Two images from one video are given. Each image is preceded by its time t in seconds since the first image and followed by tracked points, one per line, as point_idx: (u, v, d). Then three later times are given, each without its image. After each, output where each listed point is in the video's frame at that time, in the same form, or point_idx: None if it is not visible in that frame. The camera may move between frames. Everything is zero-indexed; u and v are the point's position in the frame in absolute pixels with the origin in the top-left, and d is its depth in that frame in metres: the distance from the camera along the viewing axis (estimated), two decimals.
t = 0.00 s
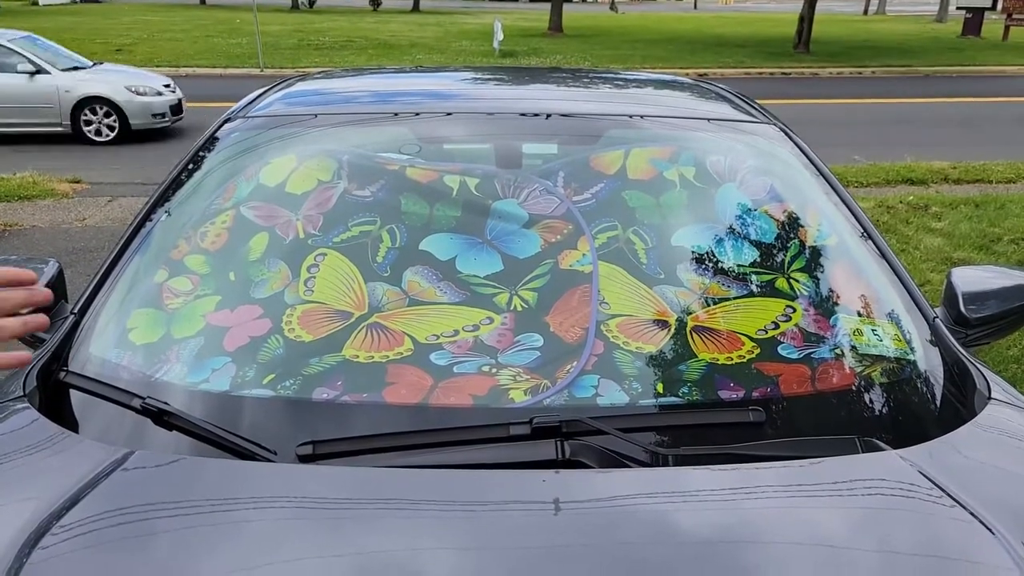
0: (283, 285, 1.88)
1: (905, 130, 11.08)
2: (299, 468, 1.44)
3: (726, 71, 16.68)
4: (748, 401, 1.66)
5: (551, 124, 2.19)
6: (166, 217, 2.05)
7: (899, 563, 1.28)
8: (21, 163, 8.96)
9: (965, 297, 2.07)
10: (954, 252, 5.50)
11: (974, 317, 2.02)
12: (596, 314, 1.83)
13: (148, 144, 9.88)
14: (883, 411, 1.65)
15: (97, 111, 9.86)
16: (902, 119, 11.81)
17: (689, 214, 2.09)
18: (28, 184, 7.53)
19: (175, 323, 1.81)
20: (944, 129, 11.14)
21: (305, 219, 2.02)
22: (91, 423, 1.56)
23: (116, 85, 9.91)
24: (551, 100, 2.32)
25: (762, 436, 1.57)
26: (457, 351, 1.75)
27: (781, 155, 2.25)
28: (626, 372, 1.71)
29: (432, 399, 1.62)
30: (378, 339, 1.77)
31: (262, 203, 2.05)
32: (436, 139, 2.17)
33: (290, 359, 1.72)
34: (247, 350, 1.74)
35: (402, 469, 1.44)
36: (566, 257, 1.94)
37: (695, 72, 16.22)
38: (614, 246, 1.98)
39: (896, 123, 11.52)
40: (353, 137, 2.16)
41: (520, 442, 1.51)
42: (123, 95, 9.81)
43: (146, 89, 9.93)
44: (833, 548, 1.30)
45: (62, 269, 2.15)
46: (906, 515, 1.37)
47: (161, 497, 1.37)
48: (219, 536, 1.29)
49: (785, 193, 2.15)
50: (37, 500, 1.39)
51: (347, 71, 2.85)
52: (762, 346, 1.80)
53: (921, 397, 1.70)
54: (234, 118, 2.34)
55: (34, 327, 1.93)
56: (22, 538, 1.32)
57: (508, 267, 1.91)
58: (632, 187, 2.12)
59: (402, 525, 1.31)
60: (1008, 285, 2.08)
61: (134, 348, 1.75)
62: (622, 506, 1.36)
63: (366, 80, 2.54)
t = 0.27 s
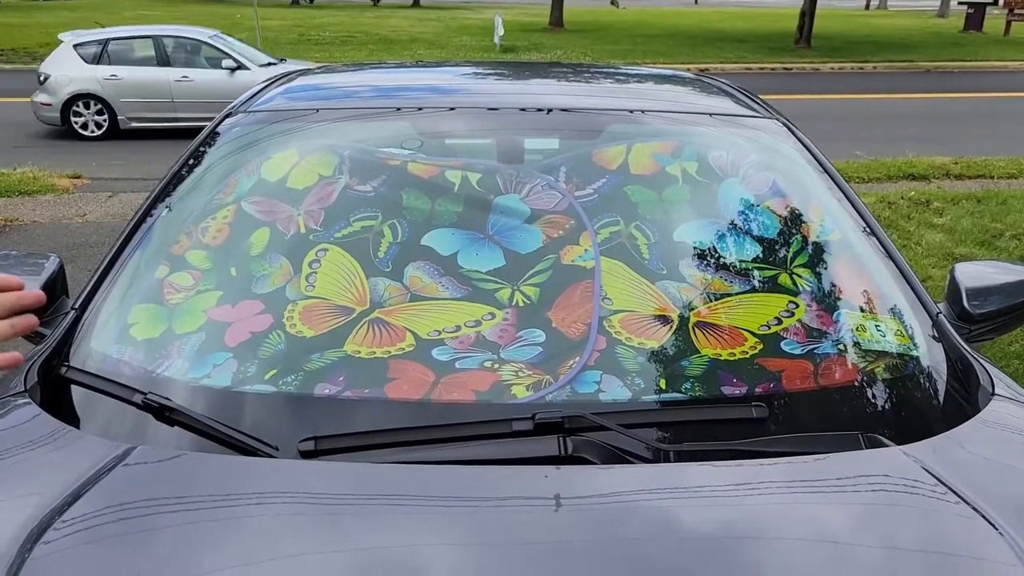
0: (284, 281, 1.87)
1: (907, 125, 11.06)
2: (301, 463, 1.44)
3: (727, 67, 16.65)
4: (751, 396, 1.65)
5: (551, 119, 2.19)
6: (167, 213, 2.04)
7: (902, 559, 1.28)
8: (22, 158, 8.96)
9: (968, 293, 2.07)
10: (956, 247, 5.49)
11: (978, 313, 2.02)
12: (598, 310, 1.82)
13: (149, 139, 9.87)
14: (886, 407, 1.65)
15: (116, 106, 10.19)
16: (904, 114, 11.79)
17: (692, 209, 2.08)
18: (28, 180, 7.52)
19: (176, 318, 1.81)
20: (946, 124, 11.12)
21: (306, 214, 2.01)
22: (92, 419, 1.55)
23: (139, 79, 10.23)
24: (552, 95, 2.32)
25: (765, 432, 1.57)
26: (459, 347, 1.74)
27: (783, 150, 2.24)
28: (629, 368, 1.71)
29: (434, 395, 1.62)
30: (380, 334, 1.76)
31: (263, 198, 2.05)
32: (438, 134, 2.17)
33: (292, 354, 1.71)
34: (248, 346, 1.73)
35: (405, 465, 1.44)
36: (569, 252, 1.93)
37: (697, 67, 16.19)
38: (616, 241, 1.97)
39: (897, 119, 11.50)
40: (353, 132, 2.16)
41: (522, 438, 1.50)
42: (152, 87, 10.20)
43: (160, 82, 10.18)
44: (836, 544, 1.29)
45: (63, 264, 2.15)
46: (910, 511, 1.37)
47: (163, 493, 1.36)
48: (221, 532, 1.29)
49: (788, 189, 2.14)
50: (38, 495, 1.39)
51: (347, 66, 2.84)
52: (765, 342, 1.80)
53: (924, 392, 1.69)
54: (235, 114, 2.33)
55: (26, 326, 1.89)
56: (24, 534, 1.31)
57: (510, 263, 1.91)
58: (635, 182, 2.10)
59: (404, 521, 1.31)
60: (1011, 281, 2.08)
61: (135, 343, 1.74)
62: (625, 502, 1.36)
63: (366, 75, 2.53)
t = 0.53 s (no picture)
0: (283, 272, 1.86)
1: (908, 117, 11.04)
2: (302, 455, 1.43)
3: (728, 59, 16.61)
4: (753, 388, 1.65)
5: (550, 110, 2.18)
6: (166, 204, 2.03)
7: (904, 551, 1.27)
8: (21, 150, 8.94)
9: (971, 284, 2.06)
10: (957, 239, 5.48)
11: (980, 304, 2.02)
12: (600, 301, 1.81)
13: (148, 131, 9.85)
14: (889, 398, 1.64)
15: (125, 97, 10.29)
16: (905, 106, 11.76)
17: (694, 200, 2.06)
18: (27, 171, 7.51)
19: (175, 310, 1.80)
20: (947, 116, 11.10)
21: (306, 205, 2.00)
22: (91, 411, 1.55)
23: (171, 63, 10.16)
24: (553, 85, 2.30)
25: (767, 424, 1.56)
26: (460, 338, 1.73)
27: (785, 142, 2.23)
28: (631, 359, 1.70)
29: (435, 386, 1.61)
30: (380, 326, 1.75)
31: (262, 189, 2.03)
32: (437, 124, 2.16)
33: (292, 345, 1.70)
34: (248, 337, 1.72)
35: (406, 457, 1.43)
36: (570, 243, 1.92)
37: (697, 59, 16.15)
38: (618, 233, 1.96)
39: (898, 111, 11.48)
40: (353, 123, 2.14)
41: (524, 430, 1.50)
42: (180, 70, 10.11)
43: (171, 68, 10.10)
44: (838, 536, 1.29)
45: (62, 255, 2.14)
46: (914, 504, 1.36)
47: (163, 485, 1.36)
48: (221, 524, 1.28)
49: (790, 180, 2.13)
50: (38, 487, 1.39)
51: (346, 57, 2.82)
52: (767, 333, 1.79)
53: (926, 383, 1.69)
54: (234, 104, 2.32)
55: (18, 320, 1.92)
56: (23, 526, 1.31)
57: (511, 254, 1.90)
58: (637, 173, 2.09)
59: (406, 513, 1.31)
60: (1014, 272, 2.07)
61: (135, 334, 1.74)
62: (626, 494, 1.36)
63: (365, 65, 2.51)
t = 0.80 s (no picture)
0: (285, 263, 1.85)
1: (911, 109, 11.00)
2: (303, 446, 1.43)
3: (730, 50, 16.54)
4: (757, 380, 1.64)
5: (552, 100, 2.16)
6: (167, 195, 2.02)
7: (908, 544, 1.27)
8: (21, 141, 8.92)
9: (976, 276, 2.05)
10: (960, 232, 5.47)
11: (985, 297, 2.01)
12: (603, 292, 1.81)
13: (149, 122, 9.83)
14: (892, 390, 1.64)
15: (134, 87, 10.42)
16: (908, 98, 11.72)
17: (697, 191, 2.05)
18: (28, 162, 7.50)
19: (176, 300, 1.79)
20: (950, 108, 11.06)
21: (307, 196, 1.99)
22: (92, 401, 1.54)
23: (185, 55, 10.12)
24: (556, 75, 2.29)
25: (771, 416, 1.56)
26: (462, 330, 1.73)
27: (790, 132, 2.21)
28: (634, 351, 1.69)
29: (437, 377, 1.61)
30: (382, 317, 1.75)
31: (264, 179, 2.02)
32: (439, 114, 2.14)
33: (294, 336, 1.70)
34: (249, 328, 1.72)
35: (408, 448, 1.43)
36: (573, 234, 1.91)
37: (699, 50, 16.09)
38: (621, 224, 1.95)
39: (901, 102, 11.44)
40: (355, 113, 2.13)
41: (526, 421, 1.49)
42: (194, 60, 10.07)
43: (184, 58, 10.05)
44: (841, 529, 1.28)
45: (62, 245, 2.13)
46: (918, 496, 1.36)
47: (164, 476, 1.36)
48: (223, 515, 1.28)
49: (794, 171, 2.12)
50: (38, 478, 1.38)
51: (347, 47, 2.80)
52: (770, 325, 1.78)
53: (930, 375, 1.68)
54: (235, 94, 2.30)
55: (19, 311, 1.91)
56: (24, 516, 1.30)
57: (514, 245, 1.89)
58: (640, 164, 2.08)
59: (408, 505, 1.30)
60: (1019, 264, 2.06)
61: (135, 325, 1.73)
62: (629, 486, 1.35)
63: (367, 55, 2.50)
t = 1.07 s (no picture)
0: (285, 259, 1.85)
1: (911, 104, 10.99)
2: (305, 442, 1.43)
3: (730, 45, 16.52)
4: (758, 376, 1.64)
5: (554, 96, 2.16)
6: (167, 190, 2.02)
7: (910, 539, 1.27)
8: (20, 136, 8.90)
9: (977, 272, 2.05)
10: (960, 228, 5.47)
11: (987, 292, 2.01)
12: (604, 288, 1.80)
13: (148, 117, 9.81)
14: (893, 386, 1.64)
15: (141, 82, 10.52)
16: (908, 93, 11.71)
17: (698, 187, 2.05)
18: (27, 157, 7.49)
19: (177, 296, 1.79)
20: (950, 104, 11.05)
21: (307, 191, 1.99)
22: (93, 398, 1.54)
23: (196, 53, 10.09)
24: (557, 71, 2.28)
25: (772, 412, 1.56)
26: (463, 326, 1.72)
27: (791, 128, 2.21)
28: (635, 347, 1.69)
29: (438, 373, 1.61)
30: (383, 313, 1.74)
31: (264, 175, 2.02)
32: (440, 110, 2.14)
33: (295, 332, 1.69)
34: (250, 324, 1.71)
35: (409, 444, 1.43)
36: (574, 230, 1.91)
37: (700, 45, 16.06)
38: (622, 219, 1.94)
39: (901, 98, 11.43)
40: (355, 109, 2.13)
41: (527, 417, 1.49)
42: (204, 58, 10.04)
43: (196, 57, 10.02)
44: (843, 524, 1.28)
45: (62, 242, 2.13)
46: (920, 492, 1.36)
47: (165, 472, 1.35)
48: (224, 511, 1.28)
49: (795, 167, 2.12)
50: (39, 474, 1.38)
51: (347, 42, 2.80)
52: (772, 321, 1.78)
53: (931, 372, 1.68)
54: (235, 90, 2.30)
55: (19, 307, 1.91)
56: (25, 512, 1.30)
57: (515, 241, 1.89)
58: (641, 160, 2.07)
59: (410, 500, 1.30)
60: (1020, 260, 2.06)
61: (136, 321, 1.73)
62: (631, 482, 1.35)
63: (367, 51, 2.49)
